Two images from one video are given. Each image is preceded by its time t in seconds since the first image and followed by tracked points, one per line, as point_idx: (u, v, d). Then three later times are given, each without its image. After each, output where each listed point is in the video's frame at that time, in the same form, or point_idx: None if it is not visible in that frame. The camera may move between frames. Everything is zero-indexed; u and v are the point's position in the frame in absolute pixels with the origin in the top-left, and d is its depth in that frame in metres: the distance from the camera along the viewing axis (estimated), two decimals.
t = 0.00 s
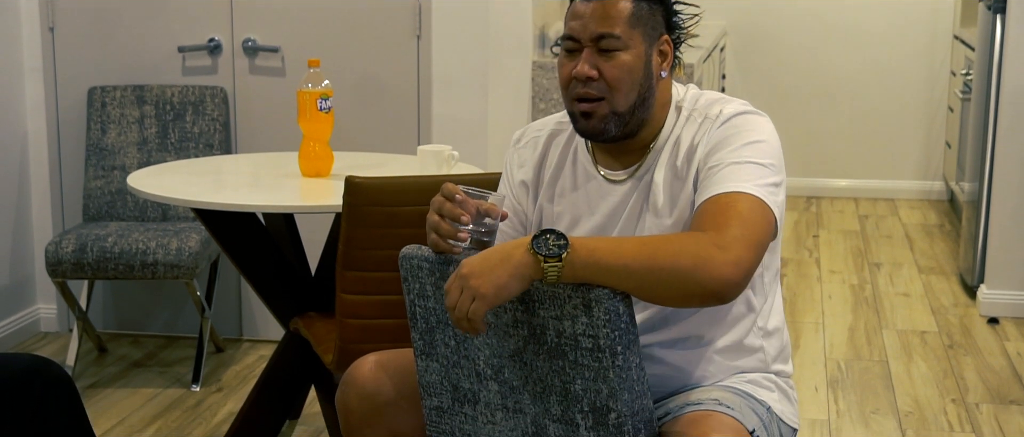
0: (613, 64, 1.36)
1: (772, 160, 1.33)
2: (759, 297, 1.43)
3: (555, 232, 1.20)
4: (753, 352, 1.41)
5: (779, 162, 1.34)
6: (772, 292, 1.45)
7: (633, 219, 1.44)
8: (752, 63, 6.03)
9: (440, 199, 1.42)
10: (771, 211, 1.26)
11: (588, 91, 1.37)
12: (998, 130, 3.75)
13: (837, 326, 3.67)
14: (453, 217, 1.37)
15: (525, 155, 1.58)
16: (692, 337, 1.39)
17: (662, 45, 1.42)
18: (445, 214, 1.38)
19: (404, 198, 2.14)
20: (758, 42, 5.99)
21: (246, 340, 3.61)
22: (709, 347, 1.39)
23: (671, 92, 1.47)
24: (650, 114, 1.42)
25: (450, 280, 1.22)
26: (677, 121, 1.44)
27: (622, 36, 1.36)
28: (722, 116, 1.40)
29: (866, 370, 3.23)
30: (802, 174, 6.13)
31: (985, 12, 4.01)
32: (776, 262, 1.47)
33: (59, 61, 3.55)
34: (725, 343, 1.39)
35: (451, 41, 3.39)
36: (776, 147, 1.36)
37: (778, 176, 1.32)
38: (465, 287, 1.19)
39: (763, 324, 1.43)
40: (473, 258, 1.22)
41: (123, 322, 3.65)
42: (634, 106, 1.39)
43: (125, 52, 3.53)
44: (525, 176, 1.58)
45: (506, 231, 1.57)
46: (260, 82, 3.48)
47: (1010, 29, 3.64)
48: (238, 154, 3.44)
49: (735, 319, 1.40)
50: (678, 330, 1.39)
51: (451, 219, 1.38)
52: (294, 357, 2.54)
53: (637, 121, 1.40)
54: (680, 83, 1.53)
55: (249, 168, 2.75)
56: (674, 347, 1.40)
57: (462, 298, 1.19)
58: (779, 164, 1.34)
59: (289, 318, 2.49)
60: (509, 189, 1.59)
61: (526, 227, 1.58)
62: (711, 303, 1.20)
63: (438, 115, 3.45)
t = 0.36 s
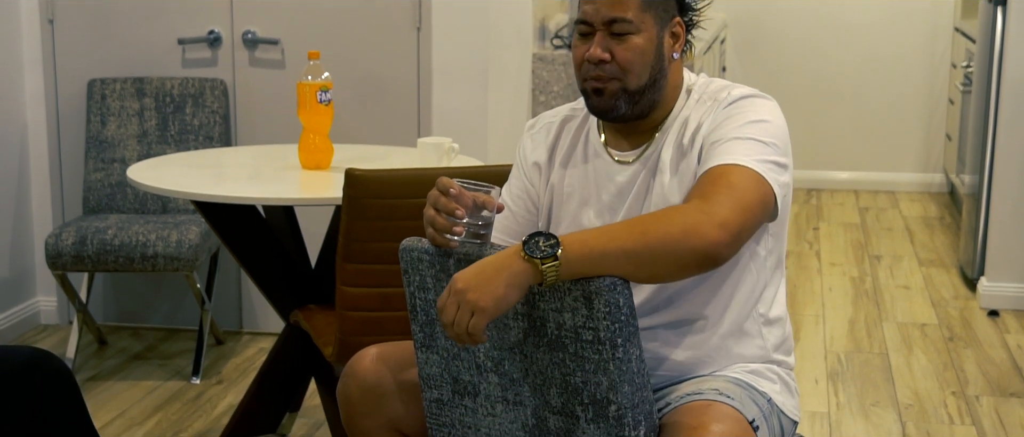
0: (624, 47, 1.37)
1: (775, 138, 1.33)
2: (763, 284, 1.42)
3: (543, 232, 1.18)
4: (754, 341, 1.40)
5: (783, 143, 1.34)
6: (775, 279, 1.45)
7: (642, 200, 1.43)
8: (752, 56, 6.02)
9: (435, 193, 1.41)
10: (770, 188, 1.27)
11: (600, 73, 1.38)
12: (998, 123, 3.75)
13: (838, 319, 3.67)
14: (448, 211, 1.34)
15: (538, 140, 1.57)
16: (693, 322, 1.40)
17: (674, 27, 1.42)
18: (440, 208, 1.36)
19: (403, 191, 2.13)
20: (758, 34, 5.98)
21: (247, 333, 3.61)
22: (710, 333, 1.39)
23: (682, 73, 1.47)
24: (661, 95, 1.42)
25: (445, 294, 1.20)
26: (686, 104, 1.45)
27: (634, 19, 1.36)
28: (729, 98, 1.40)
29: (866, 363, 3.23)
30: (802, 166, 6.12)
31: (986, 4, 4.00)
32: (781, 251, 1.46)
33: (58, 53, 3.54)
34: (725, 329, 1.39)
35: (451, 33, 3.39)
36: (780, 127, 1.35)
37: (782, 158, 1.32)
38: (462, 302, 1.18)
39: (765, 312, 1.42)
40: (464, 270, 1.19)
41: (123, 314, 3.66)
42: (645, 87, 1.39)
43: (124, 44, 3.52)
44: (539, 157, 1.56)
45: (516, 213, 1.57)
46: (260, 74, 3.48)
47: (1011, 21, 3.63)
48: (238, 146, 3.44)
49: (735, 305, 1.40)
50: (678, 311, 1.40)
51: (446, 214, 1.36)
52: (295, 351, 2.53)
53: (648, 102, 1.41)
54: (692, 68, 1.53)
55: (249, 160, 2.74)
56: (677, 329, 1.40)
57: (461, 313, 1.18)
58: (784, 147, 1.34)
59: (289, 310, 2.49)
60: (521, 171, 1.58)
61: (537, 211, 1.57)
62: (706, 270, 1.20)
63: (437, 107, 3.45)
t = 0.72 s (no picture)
0: (607, 42, 1.38)
1: (777, 131, 1.32)
2: (766, 279, 1.42)
3: (542, 238, 1.17)
4: (755, 338, 1.40)
5: (786, 137, 1.33)
6: (780, 277, 1.44)
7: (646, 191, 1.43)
8: (753, 54, 6.02)
9: (433, 194, 1.41)
10: (767, 179, 1.26)
11: (588, 70, 1.40)
12: (999, 122, 3.75)
13: (838, 319, 3.67)
14: (444, 213, 1.35)
15: (548, 139, 1.58)
16: (693, 316, 1.40)
17: (661, 16, 1.41)
18: (438, 209, 1.36)
19: (403, 191, 2.13)
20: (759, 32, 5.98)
21: (247, 332, 3.61)
22: (712, 328, 1.39)
23: (679, 63, 1.47)
24: (655, 86, 1.43)
25: (453, 313, 1.18)
26: (689, 100, 1.45)
27: (615, 14, 1.37)
28: (731, 93, 1.40)
29: (866, 362, 3.23)
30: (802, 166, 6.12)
31: (987, 4, 4.00)
32: (787, 250, 1.46)
33: (59, 53, 3.54)
34: (726, 324, 1.39)
35: (451, 32, 3.39)
36: (783, 122, 1.35)
37: (784, 151, 1.31)
38: (474, 320, 1.16)
39: (769, 308, 1.42)
40: (469, 288, 1.17)
41: (123, 313, 3.66)
42: (634, 79, 1.40)
43: (124, 43, 3.53)
44: (548, 155, 1.57)
45: (526, 209, 1.57)
46: (260, 73, 3.48)
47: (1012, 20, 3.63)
48: (238, 145, 3.44)
49: (737, 300, 1.40)
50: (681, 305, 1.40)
51: (444, 214, 1.36)
52: (295, 350, 2.53)
53: (640, 93, 1.42)
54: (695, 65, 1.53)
55: (250, 160, 2.74)
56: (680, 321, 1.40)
57: (474, 330, 1.16)
58: (787, 141, 1.33)
59: (289, 310, 2.49)
60: (531, 170, 1.58)
61: (546, 207, 1.57)
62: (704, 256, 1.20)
63: (438, 107, 3.44)
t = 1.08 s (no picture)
0: (580, 72, 1.43)
1: (771, 162, 1.32)
2: (766, 309, 1.42)
3: (539, 271, 1.18)
4: (755, 369, 1.40)
5: (780, 166, 1.33)
6: (781, 309, 1.44)
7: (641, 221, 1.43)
8: (750, 86, 6.05)
9: (432, 227, 1.44)
10: (765, 208, 1.27)
11: (568, 102, 1.45)
12: (995, 153, 3.77)
13: (836, 351, 3.67)
14: (442, 244, 1.36)
15: (547, 174, 1.60)
16: (692, 346, 1.40)
17: (636, 43, 1.44)
18: (436, 240, 1.39)
19: (402, 222, 2.13)
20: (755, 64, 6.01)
21: (245, 364, 3.61)
22: (711, 358, 1.40)
23: (666, 91, 1.48)
24: (636, 113, 1.45)
25: (451, 347, 1.20)
26: (682, 130, 1.46)
27: (586, 45, 1.42)
28: (724, 123, 1.41)
29: (865, 394, 3.22)
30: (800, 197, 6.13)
31: (981, 37, 4.03)
32: (786, 281, 1.46)
33: (59, 85, 3.56)
34: (726, 354, 1.39)
35: (449, 65, 3.41)
36: (777, 151, 1.35)
37: (779, 180, 1.31)
38: (472, 353, 1.17)
39: (770, 338, 1.42)
40: (467, 321, 1.19)
41: (120, 345, 3.65)
42: (610, 107, 1.43)
43: (124, 76, 3.54)
44: (547, 190, 1.59)
45: (525, 244, 1.59)
46: (259, 106, 3.50)
47: (1006, 53, 3.66)
48: (237, 177, 3.45)
49: (737, 331, 1.40)
50: (681, 334, 1.40)
51: (441, 246, 1.38)
52: (293, 382, 2.53)
53: (619, 120, 1.44)
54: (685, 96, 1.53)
55: (248, 192, 2.75)
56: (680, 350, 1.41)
57: (472, 363, 1.18)
58: (782, 171, 1.33)
59: (288, 342, 2.48)
60: (530, 206, 1.61)
61: (546, 242, 1.58)
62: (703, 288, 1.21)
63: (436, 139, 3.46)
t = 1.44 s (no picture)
0: (573, 87, 1.43)
1: (767, 178, 1.33)
2: (766, 321, 1.42)
3: (544, 272, 1.19)
4: (754, 381, 1.40)
5: (776, 181, 1.34)
6: (780, 320, 1.45)
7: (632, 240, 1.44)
8: (751, 96, 6.06)
9: (435, 234, 1.42)
10: (766, 227, 1.27)
11: (561, 118, 1.44)
12: (996, 164, 3.77)
13: (838, 361, 3.66)
14: (446, 251, 1.36)
15: (536, 190, 1.61)
16: (692, 362, 1.41)
17: (628, 58, 1.45)
18: (440, 248, 1.38)
19: (404, 233, 2.14)
20: (755, 74, 6.02)
21: (246, 374, 3.61)
22: (710, 372, 1.40)
23: (657, 107, 1.49)
24: (629, 128, 1.45)
25: (448, 338, 1.21)
26: (673, 144, 1.46)
27: (580, 59, 1.43)
28: (717, 137, 1.41)
29: (866, 404, 3.22)
30: (801, 207, 6.13)
31: (982, 48, 4.04)
32: (784, 293, 1.47)
33: (61, 96, 3.57)
34: (725, 367, 1.40)
35: (450, 76, 3.42)
36: (772, 166, 1.35)
37: (777, 196, 1.32)
38: (466, 344, 1.18)
39: (770, 350, 1.42)
40: (467, 313, 1.20)
41: (122, 356, 3.65)
42: (604, 122, 1.43)
43: (126, 87, 3.56)
44: (536, 206, 1.60)
45: (516, 261, 1.59)
46: (260, 116, 3.51)
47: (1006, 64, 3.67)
48: (238, 187, 3.45)
49: (736, 344, 1.40)
50: (680, 350, 1.40)
51: (445, 253, 1.38)
52: (294, 392, 2.53)
53: (614, 135, 1.44)
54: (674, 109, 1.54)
55: (250, 202, 2.75)
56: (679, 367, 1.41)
57: (466, 354, 1.18)
58: (777, 186, 1.33)
59: (289, 352, 2.49)
60: (520, 222, 1.61)
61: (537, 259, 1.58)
62: (708, 316, 1.21)
63: (437, 149, 3.47)
